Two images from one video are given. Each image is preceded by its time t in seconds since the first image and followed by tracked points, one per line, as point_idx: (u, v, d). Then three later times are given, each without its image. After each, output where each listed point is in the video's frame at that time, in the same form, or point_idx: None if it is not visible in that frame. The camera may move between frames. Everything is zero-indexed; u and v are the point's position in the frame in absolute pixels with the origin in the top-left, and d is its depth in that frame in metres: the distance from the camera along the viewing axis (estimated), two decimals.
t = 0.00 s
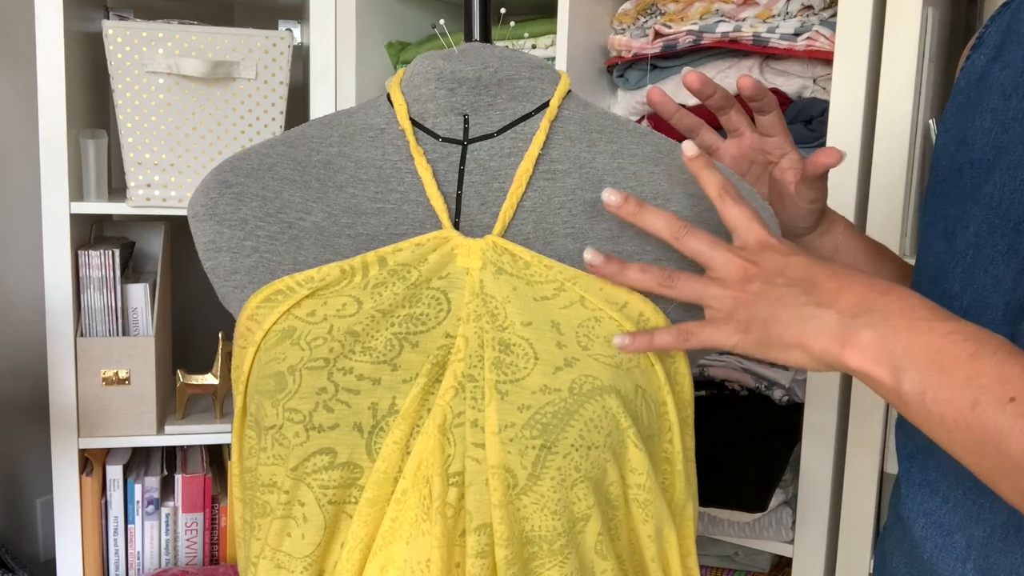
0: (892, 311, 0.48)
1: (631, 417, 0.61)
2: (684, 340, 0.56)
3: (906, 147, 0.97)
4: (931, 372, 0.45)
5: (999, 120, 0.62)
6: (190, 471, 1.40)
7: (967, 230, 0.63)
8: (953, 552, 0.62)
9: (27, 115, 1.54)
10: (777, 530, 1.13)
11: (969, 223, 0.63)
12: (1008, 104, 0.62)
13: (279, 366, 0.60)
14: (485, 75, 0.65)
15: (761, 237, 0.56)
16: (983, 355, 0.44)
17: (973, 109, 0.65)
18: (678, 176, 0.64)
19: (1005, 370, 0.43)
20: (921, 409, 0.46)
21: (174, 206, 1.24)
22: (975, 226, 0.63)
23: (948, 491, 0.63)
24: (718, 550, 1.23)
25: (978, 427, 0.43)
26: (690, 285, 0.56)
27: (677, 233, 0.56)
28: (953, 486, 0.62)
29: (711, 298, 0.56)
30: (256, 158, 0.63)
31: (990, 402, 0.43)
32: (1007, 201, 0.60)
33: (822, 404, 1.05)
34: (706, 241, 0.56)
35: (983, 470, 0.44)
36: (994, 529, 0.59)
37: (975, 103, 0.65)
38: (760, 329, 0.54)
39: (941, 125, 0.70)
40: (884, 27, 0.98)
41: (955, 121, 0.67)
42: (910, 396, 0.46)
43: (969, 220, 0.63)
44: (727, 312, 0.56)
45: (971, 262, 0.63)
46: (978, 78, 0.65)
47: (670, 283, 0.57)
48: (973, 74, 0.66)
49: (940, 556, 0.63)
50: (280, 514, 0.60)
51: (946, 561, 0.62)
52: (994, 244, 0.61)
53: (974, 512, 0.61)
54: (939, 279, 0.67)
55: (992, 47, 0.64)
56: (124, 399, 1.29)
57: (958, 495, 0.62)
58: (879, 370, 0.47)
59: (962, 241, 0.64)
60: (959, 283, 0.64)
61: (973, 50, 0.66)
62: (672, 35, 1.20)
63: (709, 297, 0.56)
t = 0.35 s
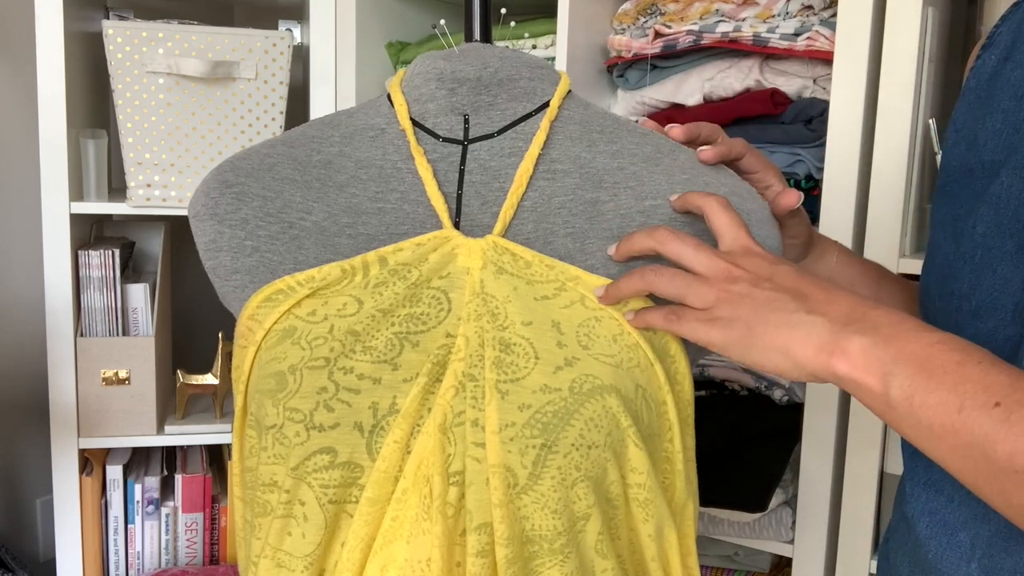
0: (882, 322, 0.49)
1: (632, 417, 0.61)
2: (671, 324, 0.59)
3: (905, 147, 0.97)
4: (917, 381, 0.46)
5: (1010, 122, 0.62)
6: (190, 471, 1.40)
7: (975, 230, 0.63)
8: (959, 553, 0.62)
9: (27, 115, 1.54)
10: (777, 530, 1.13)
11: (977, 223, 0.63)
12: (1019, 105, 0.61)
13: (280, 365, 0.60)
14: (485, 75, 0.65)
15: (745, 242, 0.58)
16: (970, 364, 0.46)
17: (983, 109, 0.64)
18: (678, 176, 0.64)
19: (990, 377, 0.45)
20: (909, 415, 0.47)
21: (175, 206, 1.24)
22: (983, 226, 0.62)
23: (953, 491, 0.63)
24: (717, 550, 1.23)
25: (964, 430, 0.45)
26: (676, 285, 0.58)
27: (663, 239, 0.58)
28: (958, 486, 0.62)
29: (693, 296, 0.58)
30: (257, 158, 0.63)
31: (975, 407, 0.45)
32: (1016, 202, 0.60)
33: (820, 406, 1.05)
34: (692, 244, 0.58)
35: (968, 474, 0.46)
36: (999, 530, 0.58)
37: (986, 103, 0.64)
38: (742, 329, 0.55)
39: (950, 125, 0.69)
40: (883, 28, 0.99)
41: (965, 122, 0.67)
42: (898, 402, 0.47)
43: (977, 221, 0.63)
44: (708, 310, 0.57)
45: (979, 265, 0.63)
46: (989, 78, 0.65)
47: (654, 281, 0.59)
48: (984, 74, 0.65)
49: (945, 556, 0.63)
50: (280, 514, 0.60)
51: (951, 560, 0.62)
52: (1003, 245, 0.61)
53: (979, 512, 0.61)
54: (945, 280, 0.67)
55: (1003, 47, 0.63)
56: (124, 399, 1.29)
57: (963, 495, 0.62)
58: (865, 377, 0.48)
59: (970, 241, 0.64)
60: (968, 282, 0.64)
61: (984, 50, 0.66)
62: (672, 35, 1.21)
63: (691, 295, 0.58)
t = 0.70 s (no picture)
0: (891, 317, 0.48)
1: (631, 417, 0.61)
2: (672, 328, 0.57)
3: (906, 147, 0.97)
4: (929, 381, 0.45)
5: None
6: (190, 471, 1.40)
7: (999, 228, 0.61)
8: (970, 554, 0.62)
9: (26, 115, 1.54)
10: (777, 530, 1.13)
11: (1002, 221, 0.61)
12: None
13: (279, 366, 0.60)
14: (485, 75, 0.65)
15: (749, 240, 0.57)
16: (984, 367, 0.44)
17: (1009, 104, 0.63)
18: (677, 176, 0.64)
19: (1006, 379, 0.43)
20: (919, 415, 0.46)
21: (174, 206, 1.24)
22: (1008, 224, 0.60)
23: (965, 492, 0.63)
24: (717, 550, 1.23)
25: (979, 435, 0.43)
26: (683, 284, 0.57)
27: (666, 233, 0.57)
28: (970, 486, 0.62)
29: (698, 295, 0.56)
30: (256, 158, 0.64)
31: (991, 411, 0.43)
32: None
33: (821, 406, 1.05)
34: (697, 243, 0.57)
35: (979, 477, 0.44)
36: (1012, 532, 0.59)
37: (1012, 98, 0.63)
38: (746, 330, 0.53)
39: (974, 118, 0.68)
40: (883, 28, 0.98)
41: (991, 117, 0.65)
42: (908, 402, 0.46)
43: (1002, 219, 0.61)
44: (712, 310, 0.56)
45: (1003, 264, 0.60)
46: (1017, 72, 0.63)
47: (658, 278, 0.58)
48: (1013, 68, 0.63)
49: (956, 557, 0.63)
50: (280, 514, 0.60)
51: (963, 562, 0.62)
52: None
53: (990, 513, 0.61)
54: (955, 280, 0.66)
55: None
56: (124, 399, 1.29)
57: (974, 496, 0.62)
58: (874, 374, 0.47)
59: (992, 239, 0.62)
60: (989, 282, 0.61)
61: (1011, 43, 0.64)
62: (672, 35, 1.20)
63: (696, 295, 0.57)
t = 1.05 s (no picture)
0: (934, 256, 0.39)
1: (631, 417, 0.61)
2: (678, 237, 0.42)
3: (906, 147, 0.97)
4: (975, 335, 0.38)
5: None
6: (190, 471, 1.40)
7: (1005, 203, 0.63)
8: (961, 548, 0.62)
9: (26, 115, 1.53)
10: (777, 530, 1.13)
11: (1009, 196, 0.62)
12: None
13: (279, 366, 0.60)
14: (485, 75, 0.65)
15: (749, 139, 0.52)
16: None
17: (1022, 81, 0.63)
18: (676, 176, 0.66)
19: None
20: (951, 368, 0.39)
21: (175, 206, 1.24)
22: (1015, 200, 0.62)
23: (959, 485, 0.63)
24: (717, 550, 1.23)
25: None
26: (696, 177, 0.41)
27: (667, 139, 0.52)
28: (963, 480, 0.63)
29: (715, 196, 0.42)
30: (257, 158, 0.65)
31: None
32: None
33: (820, 405, 1.05)
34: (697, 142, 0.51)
35: (1007, 442, 0.39)
36: (1000, 526, 0.59)
37: None
38: (769, 250, 0.41)
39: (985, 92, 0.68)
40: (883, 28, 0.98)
41: (1002, 91, 0.65)
42: (941, 352, 0.39)
43: (1010, 193, 0.63)
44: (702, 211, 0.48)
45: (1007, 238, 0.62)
46: None
47: (671, 167, 0.41)
48: None
49: (950, 550, 0.63)
50: (280, 514, 0.60)
51: (955, 556, 0.63)
52: None
53: (983, 507, 0.61)
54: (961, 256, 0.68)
55: None
56: (124, 399, 1.29)
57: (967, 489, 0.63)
58: (906, 319, 0.39)
59: (997, 214, 0.63)
60: (991, 255, 0.63)
61: None
62: (672, 35, 1.20)
63: (711, 195, 0.42)
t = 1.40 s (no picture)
0: (930, 250, 0.40)
1: (632, 417, 0.61)
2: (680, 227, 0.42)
3: (906, 147, 0.97)
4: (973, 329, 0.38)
5: None
6: (190, 471, 1.40)
7: (999, 198, 0.62)
8: (948, 542, 0.62)
9: (26, 114, 1.53)
10: (777, 531, 1.12)
11: (1003, 191, 0.62)
12: None
13: (279, 366, 0.60)
14: (485, 75, 0.65)
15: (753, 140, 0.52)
16: None
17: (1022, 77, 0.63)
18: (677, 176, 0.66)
19: None
20: (944, 359, 0.39)
21: (174, 206, 1.24)
22: (1009, 194, 0.61)
23: (945, 476, 0.63)
24: (717, 550, 1.23)
25: None
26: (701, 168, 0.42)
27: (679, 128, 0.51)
28: (950, 471, 0.62)
29: (717, 187, 0.43)
30: (257, 158, 0.65)
31: None
32: None
33: (820, 405, 1.05)
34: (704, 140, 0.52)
35: (1000, 435, 0.39)
36: (987, 518, 0.58)
37: None
38: (770, 241, 0.42)
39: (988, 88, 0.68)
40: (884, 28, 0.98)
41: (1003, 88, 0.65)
42: (935, 344, 0.39)
43: (1004, 188, 0.62)
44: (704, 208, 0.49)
45: (998, 231, 0.62)
46: None
47: (676, 157, 0.43)
48: None
49: (937, 544, 0.63)
50: (280, 514, 0.60)
51: (943, 548, 0.62)
52: None
53: (970, 499, 0.60)
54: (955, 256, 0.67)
55: None
56: (124, 399, 1.29)
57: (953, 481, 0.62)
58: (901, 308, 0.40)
59: (991, 209, 0.63)
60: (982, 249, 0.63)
61: None
62: (672, 35, 1.20)
63: (714, 187, 0.43)
